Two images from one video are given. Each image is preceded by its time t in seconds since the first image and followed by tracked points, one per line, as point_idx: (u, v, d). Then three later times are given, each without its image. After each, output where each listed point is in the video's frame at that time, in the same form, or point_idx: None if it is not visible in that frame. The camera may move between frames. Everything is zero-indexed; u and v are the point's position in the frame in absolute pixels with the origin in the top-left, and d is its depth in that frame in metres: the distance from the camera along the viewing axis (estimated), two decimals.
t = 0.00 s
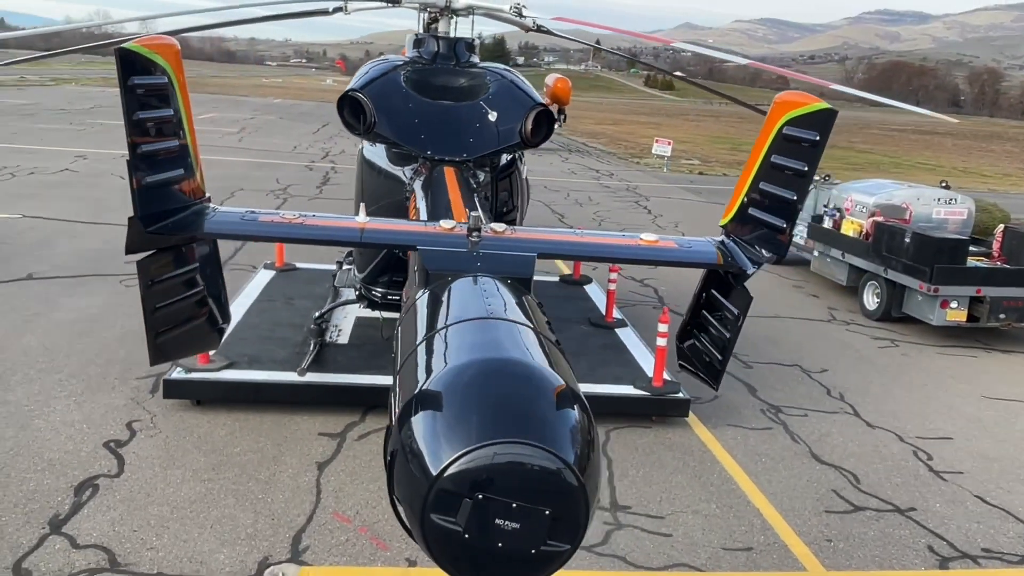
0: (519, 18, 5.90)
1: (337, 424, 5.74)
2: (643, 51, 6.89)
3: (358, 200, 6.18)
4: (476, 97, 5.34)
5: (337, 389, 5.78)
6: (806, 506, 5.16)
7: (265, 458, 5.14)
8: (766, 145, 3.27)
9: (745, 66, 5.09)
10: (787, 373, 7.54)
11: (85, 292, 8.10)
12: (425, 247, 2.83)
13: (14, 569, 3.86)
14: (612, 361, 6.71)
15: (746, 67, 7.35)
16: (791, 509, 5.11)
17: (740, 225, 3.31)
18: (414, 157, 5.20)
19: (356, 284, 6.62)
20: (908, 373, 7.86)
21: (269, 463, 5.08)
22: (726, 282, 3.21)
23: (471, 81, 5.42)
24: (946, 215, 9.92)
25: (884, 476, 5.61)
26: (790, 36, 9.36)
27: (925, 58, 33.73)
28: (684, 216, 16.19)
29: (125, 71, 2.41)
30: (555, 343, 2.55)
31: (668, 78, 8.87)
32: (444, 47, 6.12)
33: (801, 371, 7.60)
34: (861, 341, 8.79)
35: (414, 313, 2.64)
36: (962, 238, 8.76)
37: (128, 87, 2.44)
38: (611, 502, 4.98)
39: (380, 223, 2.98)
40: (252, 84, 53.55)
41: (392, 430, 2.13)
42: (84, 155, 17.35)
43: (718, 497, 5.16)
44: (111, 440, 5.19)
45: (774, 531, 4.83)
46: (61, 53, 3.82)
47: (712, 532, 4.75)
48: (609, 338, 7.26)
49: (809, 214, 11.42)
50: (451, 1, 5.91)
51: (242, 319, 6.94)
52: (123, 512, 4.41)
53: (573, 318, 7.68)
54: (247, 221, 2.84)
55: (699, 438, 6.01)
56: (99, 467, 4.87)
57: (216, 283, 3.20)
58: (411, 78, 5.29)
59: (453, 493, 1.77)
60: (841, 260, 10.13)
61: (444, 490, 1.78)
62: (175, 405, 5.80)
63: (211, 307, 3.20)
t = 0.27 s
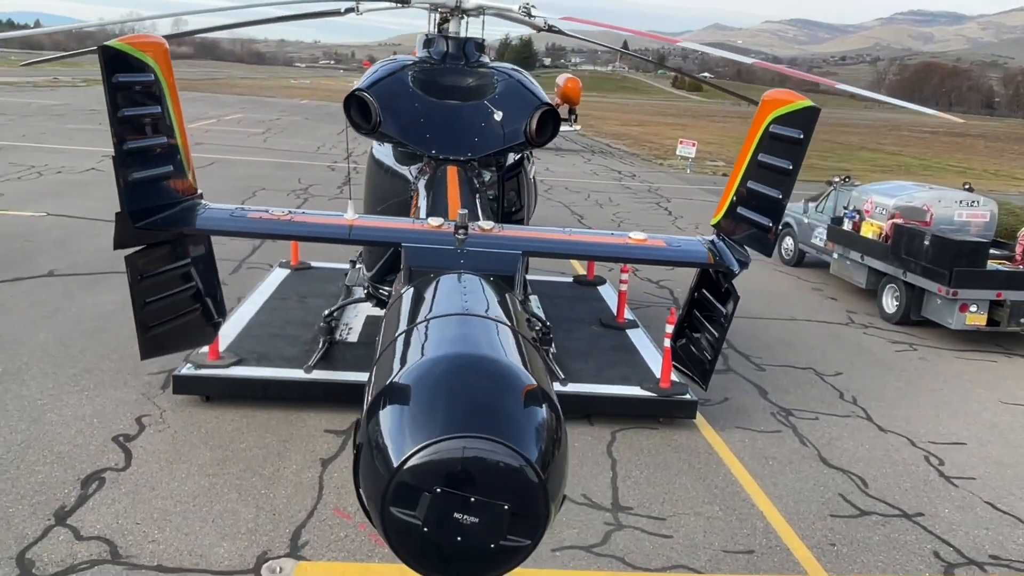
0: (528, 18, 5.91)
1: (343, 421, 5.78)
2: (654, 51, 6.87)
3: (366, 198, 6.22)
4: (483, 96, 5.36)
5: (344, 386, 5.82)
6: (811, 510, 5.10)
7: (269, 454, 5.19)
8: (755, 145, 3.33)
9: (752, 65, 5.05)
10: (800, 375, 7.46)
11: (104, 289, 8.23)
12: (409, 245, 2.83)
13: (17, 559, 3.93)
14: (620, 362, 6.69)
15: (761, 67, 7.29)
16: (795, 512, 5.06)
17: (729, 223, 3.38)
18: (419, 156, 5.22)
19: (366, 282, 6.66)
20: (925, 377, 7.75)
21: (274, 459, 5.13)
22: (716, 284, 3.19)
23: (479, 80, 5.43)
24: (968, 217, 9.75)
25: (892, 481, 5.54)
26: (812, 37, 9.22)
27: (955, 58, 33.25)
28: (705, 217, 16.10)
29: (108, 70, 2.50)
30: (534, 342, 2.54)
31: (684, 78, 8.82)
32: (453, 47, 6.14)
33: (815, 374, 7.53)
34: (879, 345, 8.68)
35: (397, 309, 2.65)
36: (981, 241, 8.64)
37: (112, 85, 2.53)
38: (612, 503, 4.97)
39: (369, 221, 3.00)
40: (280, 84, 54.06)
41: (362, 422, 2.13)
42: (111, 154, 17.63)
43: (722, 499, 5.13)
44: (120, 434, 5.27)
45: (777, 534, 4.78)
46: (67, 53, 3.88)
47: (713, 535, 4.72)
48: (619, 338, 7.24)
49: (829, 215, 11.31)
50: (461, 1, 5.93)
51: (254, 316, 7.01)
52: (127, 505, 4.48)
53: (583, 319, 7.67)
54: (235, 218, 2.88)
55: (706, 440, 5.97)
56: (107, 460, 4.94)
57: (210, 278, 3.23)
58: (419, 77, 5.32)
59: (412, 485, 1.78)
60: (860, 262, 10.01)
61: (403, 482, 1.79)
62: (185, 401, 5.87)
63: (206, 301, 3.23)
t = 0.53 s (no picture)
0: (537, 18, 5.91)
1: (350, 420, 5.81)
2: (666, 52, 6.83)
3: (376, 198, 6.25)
4: (490, 97, 5.36)
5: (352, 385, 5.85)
6: (817, 514, 5.04)
7: (275, 452, 5.24)
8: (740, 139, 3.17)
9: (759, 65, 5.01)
10: (813, 378, 7.39)
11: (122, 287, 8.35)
12: (394, 243, 2.84)
13: (22, 552, 4.00)
14: (629, 363, 6.67)
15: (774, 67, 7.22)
16: (801, 516, 5.01)
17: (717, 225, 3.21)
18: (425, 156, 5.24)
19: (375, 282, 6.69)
20: (942, 381, 7.63)
21: (279, 457, 5.17)
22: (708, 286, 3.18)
23: (486, 81, 5.44)
24: (990, 218, 9.56)
25: (902, 485, 5.46)
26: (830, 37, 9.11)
27: (986, 58, 32.74)
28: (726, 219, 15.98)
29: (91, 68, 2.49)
30: (513, 341, 2.54)
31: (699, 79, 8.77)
32: (462, 48, 6.16)
33: (828, 377, 7.44)
34: (896, 348, 8.57)
35: (380, 307, 2.66)
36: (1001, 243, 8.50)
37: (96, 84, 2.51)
38: (615, 505, 4.95)
39: (359, 220, 3.01)
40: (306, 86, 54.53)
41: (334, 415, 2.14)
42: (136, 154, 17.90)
43: (726, 502, 5.09)
44: (129, 431, 5.35)
45: (780, 538, 4.74)
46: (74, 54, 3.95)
47: (715, 537, 4.69)
48: (629, 340, 7.21)
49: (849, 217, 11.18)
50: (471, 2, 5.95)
51: (266, 315, 7.07)
52: (132, 500, 4.54)
53: (595, 320, 7.65)
54: (226, 215, 2.90)
55: (714, 442, 5.93)
56: (115, 456, 5.01)
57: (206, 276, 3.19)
58: (426, 78, 5.33)
59: (374, 482, 1.78)
60: (879, 265, 9.88)
61: (366, 478, 1.79)
62: (195, 398, 5.94)
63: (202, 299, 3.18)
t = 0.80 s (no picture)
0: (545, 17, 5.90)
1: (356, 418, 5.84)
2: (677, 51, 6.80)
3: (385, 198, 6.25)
4: (495, 96, 5.35)
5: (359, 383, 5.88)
6: (823, 517, 4.98)
7: (281, 449, 5.27)
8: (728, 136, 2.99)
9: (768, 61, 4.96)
10: (827, 380, 7.31)
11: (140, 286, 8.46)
12: (381, 240, 2.83)
13: (27, 545, 4.06)
14: (638, 363, 6.63)
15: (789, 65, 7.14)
16: (806, 518, 4.95)
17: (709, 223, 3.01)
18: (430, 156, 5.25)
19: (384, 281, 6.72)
20: (959, 384, 7.52)
21: (284, 455, 5.21)
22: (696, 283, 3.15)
23: (493, 80, 5.43)
24: (1012, 218, 9.36)
25: (912, 489, 5.38)
26: (849, 34, 9.00)
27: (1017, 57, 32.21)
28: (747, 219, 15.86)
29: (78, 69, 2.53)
30: (493, 340, 2.52)
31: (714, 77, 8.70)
32: (470, 47, 6.16)
33: (842, 379, 7.36)
34: (913, 350, 8.45)
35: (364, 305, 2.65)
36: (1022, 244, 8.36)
37: (83, 83, 2.54)
38: (618, 505, 4.93)
39: (349, 217, 3.00)
40: (331, 87, 54.93)
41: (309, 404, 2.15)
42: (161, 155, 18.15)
43: (730, 504, 5.05)
44: (138, 427, 5.41)
45: (784, 541, 4.69)
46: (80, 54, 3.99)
47: (717, 539, 4.66)
48: (640, 340, 7.18)
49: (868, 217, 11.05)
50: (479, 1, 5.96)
51: (278, 314, 7.12)
52: (137, 495, 4.60)
53: (606, 320, 7.62)
54: (216, 213, 2.91)
55: (721, 443, 5.89)
56: (123, 452, 5.08)
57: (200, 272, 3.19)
58: (433, 77, 5.34)
59: (337, 476, 1.80)
60: (898, 265, 9.75)
61: (329, 472, 1.81)
62: (204, 395, 5.99)
63: (198, 295, 3.19)
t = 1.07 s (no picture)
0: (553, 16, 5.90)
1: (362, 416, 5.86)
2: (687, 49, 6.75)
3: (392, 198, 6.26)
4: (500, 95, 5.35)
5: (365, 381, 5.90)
6: (829, 519, 4.92)
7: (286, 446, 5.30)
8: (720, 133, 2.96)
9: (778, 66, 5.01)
10: (840, 381, 7.22)
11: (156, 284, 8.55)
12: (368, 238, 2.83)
13: (31, 538, 4.11)
14: (647, 363, 6.59)
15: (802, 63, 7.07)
16: (812, 520, 4.89)
17: (698, 222, 2.98)
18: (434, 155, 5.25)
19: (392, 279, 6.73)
20: (976, 385, 7.40)
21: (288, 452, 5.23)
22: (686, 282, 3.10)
23: (498, 79, 5.43)
24: None
25: (922, 491, 5.31)
26: (867, 31, 8.90)
27: None
28: (766, 219, 15.72)
29: (59, 64, 2.55)
30: (474, 337, 2.52)
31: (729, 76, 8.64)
32: (478, 46, 6.16)
33: (856, 380, 7.27)
34: (931, 351, 8.33)
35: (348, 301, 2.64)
36: None
37: (65, 79, 2.57)
38: (621, 505, 4.90)
39: (338, 215, 3.00)
40: (354, 88, 55.24)
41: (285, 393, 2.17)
42: (184, 156, 18.36)
43: (735, 504, 5.00)
44: (147, 423, 5.47)
45: (788, 542, 4.64)
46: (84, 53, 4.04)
47: (720, 539, 4.62)
48: (650, 339, 7.14)
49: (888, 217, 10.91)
50: None
51: (289, 312, 7.17)
52: (142, 490, 4.64)
53: (617, 320, 7.59)
54: (206, 210, 2.91)
55: (728, 444, 5.84)
56: (130, 448, 5.13)
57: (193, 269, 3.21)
58: (439, 76, 5.35)
59: (301, 470, 1.82)
60: (917, 266, 9.62)
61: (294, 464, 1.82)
62: (213, 392, 6.05)
63: (191, 292, 3.21)
